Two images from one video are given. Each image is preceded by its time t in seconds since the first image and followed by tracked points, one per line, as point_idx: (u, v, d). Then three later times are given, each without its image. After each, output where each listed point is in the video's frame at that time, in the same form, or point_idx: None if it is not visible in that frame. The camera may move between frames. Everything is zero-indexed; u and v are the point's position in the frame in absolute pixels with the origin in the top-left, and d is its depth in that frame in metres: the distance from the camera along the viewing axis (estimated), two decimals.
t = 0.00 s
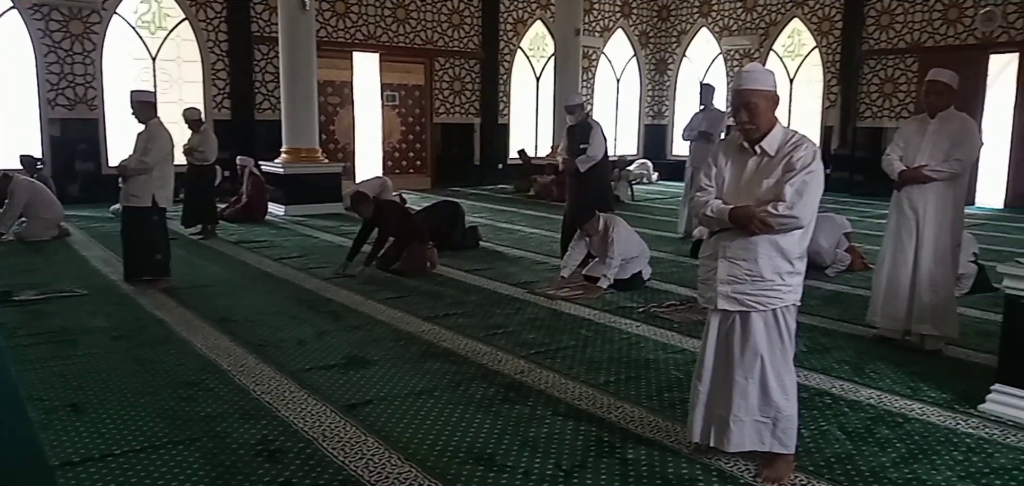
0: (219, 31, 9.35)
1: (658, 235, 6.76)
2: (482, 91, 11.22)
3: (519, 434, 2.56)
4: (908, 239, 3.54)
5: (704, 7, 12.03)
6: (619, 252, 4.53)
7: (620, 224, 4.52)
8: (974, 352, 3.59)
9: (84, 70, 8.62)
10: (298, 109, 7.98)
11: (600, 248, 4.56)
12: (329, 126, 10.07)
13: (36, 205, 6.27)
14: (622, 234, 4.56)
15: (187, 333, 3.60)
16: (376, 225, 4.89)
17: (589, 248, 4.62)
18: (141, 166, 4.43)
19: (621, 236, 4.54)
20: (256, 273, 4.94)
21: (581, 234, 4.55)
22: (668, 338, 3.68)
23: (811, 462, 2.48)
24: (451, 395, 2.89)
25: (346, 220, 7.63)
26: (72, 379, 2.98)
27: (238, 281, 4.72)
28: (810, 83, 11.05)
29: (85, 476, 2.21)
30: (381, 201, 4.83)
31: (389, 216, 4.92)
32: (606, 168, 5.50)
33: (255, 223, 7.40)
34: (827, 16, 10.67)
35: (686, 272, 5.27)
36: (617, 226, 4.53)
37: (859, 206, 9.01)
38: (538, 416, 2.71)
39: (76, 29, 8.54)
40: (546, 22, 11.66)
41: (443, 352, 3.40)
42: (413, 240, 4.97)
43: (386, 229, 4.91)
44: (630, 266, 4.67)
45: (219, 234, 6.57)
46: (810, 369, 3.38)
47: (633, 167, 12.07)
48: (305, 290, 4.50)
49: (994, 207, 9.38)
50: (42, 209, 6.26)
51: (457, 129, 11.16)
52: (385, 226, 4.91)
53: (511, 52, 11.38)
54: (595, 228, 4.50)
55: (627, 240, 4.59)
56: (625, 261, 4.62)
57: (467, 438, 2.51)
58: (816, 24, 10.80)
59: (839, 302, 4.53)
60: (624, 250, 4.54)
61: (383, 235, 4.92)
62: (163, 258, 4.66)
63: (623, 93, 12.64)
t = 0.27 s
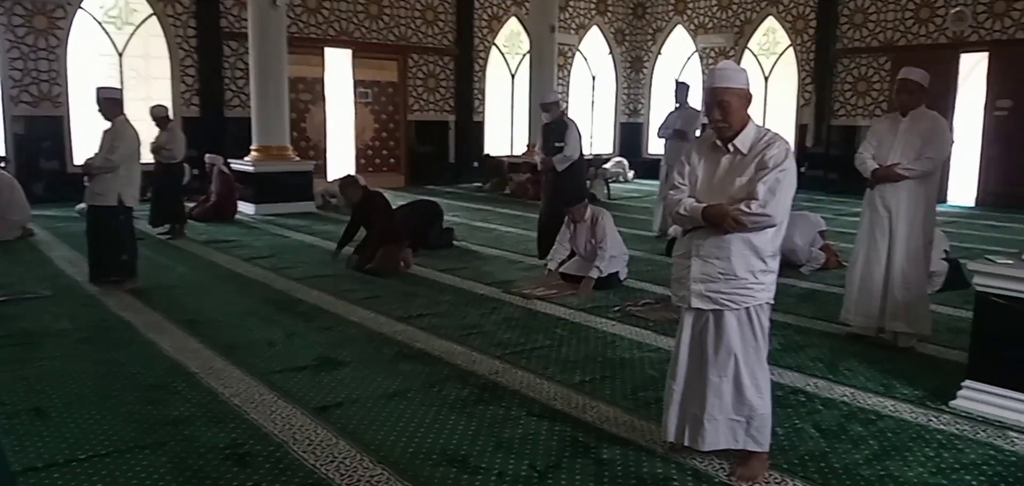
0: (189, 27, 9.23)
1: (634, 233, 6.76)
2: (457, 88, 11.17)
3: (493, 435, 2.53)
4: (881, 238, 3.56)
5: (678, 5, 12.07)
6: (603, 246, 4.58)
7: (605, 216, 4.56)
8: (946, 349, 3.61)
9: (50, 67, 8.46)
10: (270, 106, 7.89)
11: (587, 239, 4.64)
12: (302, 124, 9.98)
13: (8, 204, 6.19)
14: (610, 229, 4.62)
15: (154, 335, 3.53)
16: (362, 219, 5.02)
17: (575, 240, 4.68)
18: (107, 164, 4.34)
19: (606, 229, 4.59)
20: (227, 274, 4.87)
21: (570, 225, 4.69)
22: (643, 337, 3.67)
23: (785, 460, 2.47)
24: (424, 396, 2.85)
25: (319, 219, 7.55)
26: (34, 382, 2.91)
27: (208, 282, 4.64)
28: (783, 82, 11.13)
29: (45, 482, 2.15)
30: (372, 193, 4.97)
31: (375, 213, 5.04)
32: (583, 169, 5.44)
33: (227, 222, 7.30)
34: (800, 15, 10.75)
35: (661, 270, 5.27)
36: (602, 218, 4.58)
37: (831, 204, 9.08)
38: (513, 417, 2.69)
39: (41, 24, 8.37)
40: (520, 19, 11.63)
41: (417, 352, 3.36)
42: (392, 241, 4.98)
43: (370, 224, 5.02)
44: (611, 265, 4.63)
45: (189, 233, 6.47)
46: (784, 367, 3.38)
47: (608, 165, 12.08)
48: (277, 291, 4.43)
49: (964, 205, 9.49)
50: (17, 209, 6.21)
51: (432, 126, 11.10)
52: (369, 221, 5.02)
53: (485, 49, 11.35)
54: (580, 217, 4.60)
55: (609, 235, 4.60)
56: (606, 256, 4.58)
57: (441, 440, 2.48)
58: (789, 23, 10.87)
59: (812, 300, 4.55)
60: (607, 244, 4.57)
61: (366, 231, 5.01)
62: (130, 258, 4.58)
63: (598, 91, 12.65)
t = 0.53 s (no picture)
0: (170, 29, 9.19)
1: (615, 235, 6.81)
2: (440, 92, 11.18)
3: (476, 435, 2.56)
4: (856, 238, 3.62)
5: (659, 9, 12.17)
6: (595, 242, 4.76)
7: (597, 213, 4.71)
8: (920, 347, 3.68)
9: (29, 69, 8.39)
10: (252, 108, 7.88)
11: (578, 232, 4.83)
12: (283, 126, 9.98)
13: None
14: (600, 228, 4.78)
15: (136, 338, 3.53)
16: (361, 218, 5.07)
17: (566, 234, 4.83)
18: (88, 167, 4.33)
19: (598, 226, 4.75)
20: (209, 276, 4.87)
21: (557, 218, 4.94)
22: (624, 336, 3.71)
23: (762, 457, 2.52)
24: (406, 397, 2.88)
25: (301, 221, 7.54)
26: (15, 387, 2.90)
27: (190, 284, 4.64)
28: (762, 84, 11.24)
29: None
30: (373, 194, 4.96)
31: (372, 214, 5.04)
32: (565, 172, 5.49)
33: (208, 224, 7.28)
34: (779, 19, 10.86)
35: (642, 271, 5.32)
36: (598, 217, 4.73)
37: (810, 205, 9.19)
38: (494, 417, 2.71)
39: (20, 27, 8.31)
40: (503, 22, 11.68)
41: (399, 353, 3.38)
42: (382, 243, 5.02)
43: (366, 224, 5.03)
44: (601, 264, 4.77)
45: (170, 236, 6.45)
46: (762, 365, 3.44)
47: (590, 168, 12.14)
48: (259, 293, 4.44)
49: (940, 206, 9.63)
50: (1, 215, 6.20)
51: (415, 129, 11.11)
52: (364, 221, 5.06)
53: (468, 52, 11.37)
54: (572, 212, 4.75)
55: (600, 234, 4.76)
56: (597, 252, 4.75)
57: (423, 440, 2.50)
58: (768, 27, 10.98)
59: (790, 299, 4.61)
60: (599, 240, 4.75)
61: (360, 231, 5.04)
62: (111, 261, 4.56)
63: (580, 94, 12.71)
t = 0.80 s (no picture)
0: (143, 30, 9.10)
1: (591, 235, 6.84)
2: (416, 93, 11.15)
3: (452, 437, 2.55)
4: (829, 237, 3.66)
5: (634, 10, 12.23)
6: (577, 241, 4.76)
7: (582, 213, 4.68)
8: (892, 345, 3.73)
9: None
10: (225, 109, 7.81)
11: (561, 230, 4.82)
12: (258, 128, 9.93)
13: None
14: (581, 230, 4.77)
15: (108, 342, 3.48)
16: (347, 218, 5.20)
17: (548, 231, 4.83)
18: (59, 169, 4.27)
19: (581, 226, 4.72)
20: (183, 279, 4.82)
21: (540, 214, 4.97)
22: (600, 336, 3.72)
23: (737, 455, 2.53)
24: (382, 400, 2.86)
25: (277, 223, 7.49)
26: None
27: (163, 288, 4.59)
28: (737, 85, 11.33)
29: None
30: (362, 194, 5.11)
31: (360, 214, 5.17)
32: (541, 173, 5.49)
33: (182, 227, 7.20)
34: (753, 20, 10.95)
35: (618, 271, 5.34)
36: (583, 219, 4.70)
37: (785, 205, 9.27)
38: (471, 418, 2.71)
39: None
40: (479, 23, 11.67)
41: (375, 356, 3.37)
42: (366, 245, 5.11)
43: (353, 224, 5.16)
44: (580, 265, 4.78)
45: (143, 239, 6.38)
46: (737, 364, 3.46)
47: (567, 169, 12.17)
48: (233, 296, 4.40)
49: (911, 205, 9.76)
50: None
51: (392, 130, 11.07)
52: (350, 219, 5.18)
53: (444, 53, 11.35)
54: (557, 209, 4.74)
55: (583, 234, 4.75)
56: (578, 251, 4.76)
57: (400, 443, 2.49)
58: (742, 28, 11.07)
59: (764, 298, 4.65)
60: (581, 240, 4.75)
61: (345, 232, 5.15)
62: (82, 264, 4.50)
63: (557, 95, 12.73)
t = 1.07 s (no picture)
0: (113, 29, 8.98)
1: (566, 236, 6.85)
2: (391, 94, 11.11)
3: (425, 439, 2.54)
4: (800, 238, 3.70)
5: (609, 12, 12.28)
6: (554, 242, 4.78)
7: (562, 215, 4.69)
8: (862, 344, 3.77)
9: None
10: (197, 109, 7.73)
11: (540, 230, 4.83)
12: (231, 128, 9.85)
13: None
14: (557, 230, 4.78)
15: (76, 345, 3.43)
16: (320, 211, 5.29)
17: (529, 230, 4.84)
18: (26, 169, 4.20)
19: (560, 227, 4.74)
20: (153, 281, 4.76)
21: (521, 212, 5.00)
22: (575, 337, 3.73)
23: (711, 455, 2.55)
24: (355, 402, 2.85)
25: (250, 224, 7.42)
26: None
27: (133, 290, 4.53)
28: (711, 88, 11.41)
29: None
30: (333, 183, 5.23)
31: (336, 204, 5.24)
32: (516, 174, 5.51)
33: (153, 228, 7.12)
34: (726, 23, 11.04)
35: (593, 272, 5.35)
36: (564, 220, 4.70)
37: (758, 206, 9.36)
38: (445, 420, 2.70)
39: None
40: (455, 24, 11.65)
41: (348, 358, 3.35)
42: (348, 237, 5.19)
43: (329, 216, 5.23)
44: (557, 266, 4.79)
45: (113, 241, 6.29)
46: (710, 364, 3.49)
47: (542, 170, 12.19)
48: (205, 298, 4.35)
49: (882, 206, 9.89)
50: None
51: (366, 130, 11.01)
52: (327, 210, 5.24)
53: (419, 53, 11.32)
54: (538, 209, 4.76)
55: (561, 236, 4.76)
56: (554, 252, 4.77)
57: (373, 445, 2.48)
58: (715, 31, 11.16)
59: (737, 299, 4.69)
60: (560, 240, 4.76)
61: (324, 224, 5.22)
62: (49, 266, 4.43)
63: (532, 97, 12.75)
